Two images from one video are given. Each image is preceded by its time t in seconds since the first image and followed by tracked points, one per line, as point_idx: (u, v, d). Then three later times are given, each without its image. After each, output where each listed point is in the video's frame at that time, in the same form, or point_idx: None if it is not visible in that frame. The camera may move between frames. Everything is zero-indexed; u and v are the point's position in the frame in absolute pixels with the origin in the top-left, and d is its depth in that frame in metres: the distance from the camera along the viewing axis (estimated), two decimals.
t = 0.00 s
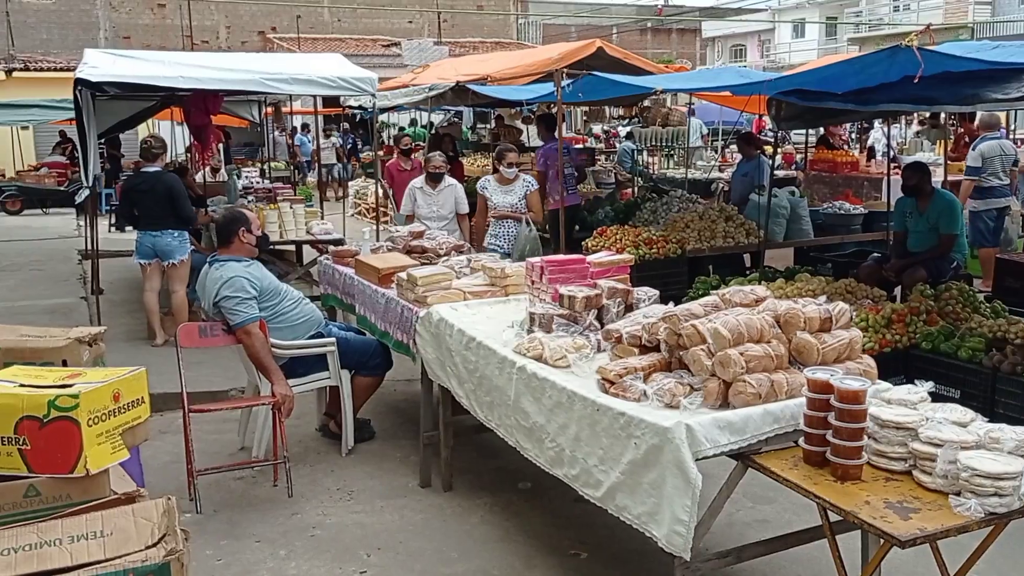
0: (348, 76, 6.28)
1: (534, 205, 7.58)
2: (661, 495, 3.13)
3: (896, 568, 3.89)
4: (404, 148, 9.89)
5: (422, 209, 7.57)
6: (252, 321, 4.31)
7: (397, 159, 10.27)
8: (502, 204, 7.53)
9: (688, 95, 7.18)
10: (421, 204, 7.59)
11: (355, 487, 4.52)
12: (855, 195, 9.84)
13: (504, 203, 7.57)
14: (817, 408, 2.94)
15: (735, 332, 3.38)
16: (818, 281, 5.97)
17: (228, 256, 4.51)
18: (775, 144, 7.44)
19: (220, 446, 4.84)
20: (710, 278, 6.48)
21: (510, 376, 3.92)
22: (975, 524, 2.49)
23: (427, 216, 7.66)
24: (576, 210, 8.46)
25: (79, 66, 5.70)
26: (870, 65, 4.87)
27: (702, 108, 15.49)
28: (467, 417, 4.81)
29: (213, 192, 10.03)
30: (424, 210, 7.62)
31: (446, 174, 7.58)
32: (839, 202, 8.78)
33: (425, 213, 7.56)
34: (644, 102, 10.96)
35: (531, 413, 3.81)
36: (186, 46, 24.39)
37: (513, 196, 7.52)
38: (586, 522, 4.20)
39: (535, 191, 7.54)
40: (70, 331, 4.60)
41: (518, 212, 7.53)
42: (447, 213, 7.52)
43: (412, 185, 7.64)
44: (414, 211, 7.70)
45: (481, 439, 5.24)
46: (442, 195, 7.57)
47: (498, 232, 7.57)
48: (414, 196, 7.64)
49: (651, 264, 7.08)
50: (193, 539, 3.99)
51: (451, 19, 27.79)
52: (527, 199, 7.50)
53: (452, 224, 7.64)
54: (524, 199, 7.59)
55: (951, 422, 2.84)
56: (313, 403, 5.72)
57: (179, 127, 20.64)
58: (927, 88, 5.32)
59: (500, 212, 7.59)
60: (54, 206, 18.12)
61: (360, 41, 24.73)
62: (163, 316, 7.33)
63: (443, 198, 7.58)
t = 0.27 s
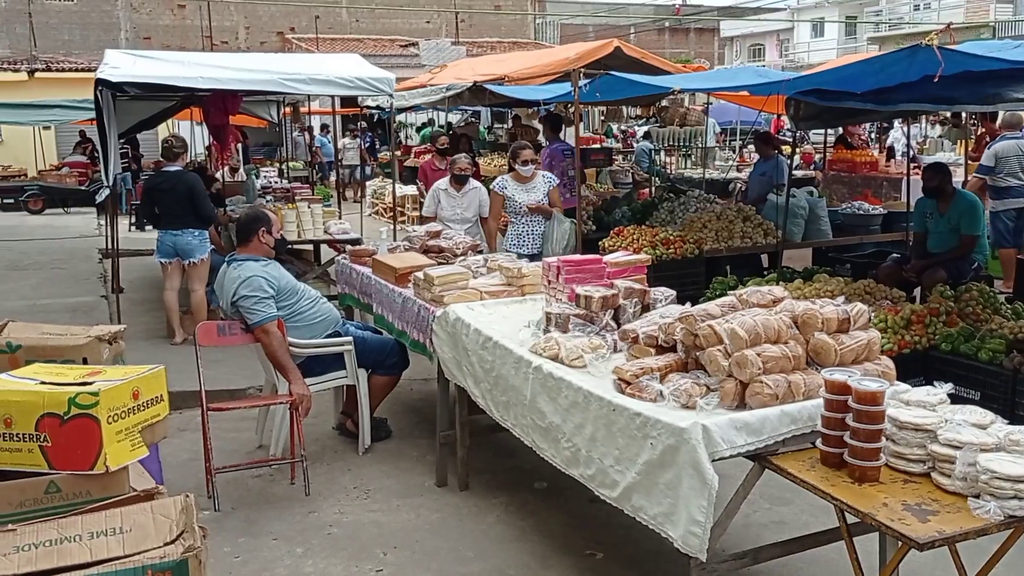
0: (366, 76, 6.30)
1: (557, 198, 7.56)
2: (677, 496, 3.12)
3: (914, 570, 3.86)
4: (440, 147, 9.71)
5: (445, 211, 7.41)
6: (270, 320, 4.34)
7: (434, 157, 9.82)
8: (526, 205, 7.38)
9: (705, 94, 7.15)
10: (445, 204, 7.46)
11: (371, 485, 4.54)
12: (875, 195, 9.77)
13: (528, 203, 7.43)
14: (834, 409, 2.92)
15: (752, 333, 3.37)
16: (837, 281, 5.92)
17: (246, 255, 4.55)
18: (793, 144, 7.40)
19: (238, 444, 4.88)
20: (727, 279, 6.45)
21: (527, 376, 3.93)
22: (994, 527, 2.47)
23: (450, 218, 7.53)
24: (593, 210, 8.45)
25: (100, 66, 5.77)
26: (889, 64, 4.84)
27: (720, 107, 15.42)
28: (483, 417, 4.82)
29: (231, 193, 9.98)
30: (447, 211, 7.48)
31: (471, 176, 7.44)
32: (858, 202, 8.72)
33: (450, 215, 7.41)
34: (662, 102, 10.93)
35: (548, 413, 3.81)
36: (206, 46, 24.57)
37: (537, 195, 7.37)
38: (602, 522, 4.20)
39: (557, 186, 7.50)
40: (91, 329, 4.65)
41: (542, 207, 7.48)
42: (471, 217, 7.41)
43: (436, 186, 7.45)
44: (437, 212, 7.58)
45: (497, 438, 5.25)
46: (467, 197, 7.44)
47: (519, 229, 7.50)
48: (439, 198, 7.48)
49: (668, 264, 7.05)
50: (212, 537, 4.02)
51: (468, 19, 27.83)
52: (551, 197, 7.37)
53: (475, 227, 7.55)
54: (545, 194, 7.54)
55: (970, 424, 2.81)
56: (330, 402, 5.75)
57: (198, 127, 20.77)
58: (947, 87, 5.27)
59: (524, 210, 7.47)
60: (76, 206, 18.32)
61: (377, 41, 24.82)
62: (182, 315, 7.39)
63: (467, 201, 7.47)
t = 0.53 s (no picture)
0: (381, 76, 6.31)
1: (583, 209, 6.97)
2: (692, 497, 3.12)
3: (932, 574, 3.84)
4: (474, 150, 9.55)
5: (472, 210, 6.94)
6: (287, 320, 4.36)
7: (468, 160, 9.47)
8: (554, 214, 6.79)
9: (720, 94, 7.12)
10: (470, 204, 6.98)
11: (386, 484, 4.55)
12: (892, 195, 9.71)
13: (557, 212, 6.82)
14: (851, 410, 2.91)
15: (769, 333, 3.35)
16: (853, 282, 5.89)
17: (263, 255, 4.57)
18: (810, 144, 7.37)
19: (254, 443, 4.90)
20: (742, 279, 6.43)
21: (542, 376, 3.93)
22: (1013, 530, 2.46)
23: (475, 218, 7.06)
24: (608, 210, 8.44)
25: (118, 67, 5.82)
26: (908, 64, 4.81)
27: (736, 107, 15.36)
28: (498, 417, 4.83)
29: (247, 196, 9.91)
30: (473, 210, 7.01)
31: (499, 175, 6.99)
32: (876, 202, 8.66)
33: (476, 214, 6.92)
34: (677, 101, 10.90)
35: (563, 413, 3.81)
36: (223, 47, 24.71)
37: (565, 204, 6.78)
38: (617, 522, 4.19)
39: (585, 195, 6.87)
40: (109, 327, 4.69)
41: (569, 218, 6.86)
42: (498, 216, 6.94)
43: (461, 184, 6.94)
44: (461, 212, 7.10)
45: (512, 438, 5.25)
46: (494, 197, 6.98)
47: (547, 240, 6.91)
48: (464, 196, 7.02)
49: (684, 264, 7.03)
50: (228, 534, 4.04)
51: (484, 19, 27.86)
52: (581, 205, 6.76)
53: (501, 228, 7.06)
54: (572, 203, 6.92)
55: (989, 426, 2.79)
56: (346, 401, 5.77)
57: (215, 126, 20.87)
58: (965, 87, 5.24)
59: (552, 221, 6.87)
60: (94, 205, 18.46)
61: (393, 41, 24.88)
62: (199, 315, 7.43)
63: (493, 201, 7.00)
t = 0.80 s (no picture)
0: (395, 76, 6.31)
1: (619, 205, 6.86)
2: (707, 498, 3.10)
3: None
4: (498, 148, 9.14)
5: (493, 212, 6.76)
6: (300, 319, 4.36)
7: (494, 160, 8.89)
8: (593, 210, 6.60)
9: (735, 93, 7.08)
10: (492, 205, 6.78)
11: (399, 483, 4.56)
12: (908, 195, 9.64)
13: (594, 208, 6.64)
14: (867, 411, 2.88)
15: (784, 334, 3.33)
16: (869, 283, 5.84)
17: (277, 254, 4.57)
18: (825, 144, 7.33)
19: (268, 441, 4.92)
20: (756, 279, 6.41)
21: (556, 376, 3.92)
22: None
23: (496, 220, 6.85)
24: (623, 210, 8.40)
25: (134, 66, 5.84)
26: (925, 63, 4.77)
27: (750, 106, 15.29)
28: (512, 417, 4.82)
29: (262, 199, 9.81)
30: (494, 211, 6.80)
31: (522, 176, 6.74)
32: (892, 202, 8.62)
33: (496, 216, 6.73)
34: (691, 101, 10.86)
35: (576, 413, 3.80)
36: (237, 46, 24.80)
37: (605, 199, 6.63)
38: (630, 523, 4.18)
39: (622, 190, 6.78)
40: (124, 327, 4.71)
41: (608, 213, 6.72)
42: (519, 220, 6.73)
43: (482, 185, 6.79)
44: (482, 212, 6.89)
45: (525, 438, 5.24)
46: (515, 199, 6.74)
47: (581, 238, 6.68)
48: (485, 197, 6.79)
49: (699, 264, 7.01)
50: (242, 533, 4.05)
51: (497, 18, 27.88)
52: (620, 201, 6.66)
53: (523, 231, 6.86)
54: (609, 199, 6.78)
55: (1008, 428, 2.76)
56: (359, 400, 5.78)
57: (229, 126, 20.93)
58: (983, 87, 5.19)
59: (589, 217, 6.66)
60: (109, 204, 18.57)
61: (407, 41, 24.90)
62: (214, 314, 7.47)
63: (515, 203, 6.78)
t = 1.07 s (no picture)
0: (407, 77, 6.34)
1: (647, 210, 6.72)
2: (717, 496, 3.12)
3: None
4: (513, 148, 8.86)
5: (510, 216, 6.77)
6: (312, 318, 4.39)
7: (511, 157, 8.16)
8: (623, 219, 6.48)
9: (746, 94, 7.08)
10: (509, 210, 6.79)
11: (411, 481, 4.58)
12: (920, 196, 9.61)
13: (624, 216, 6.52)
14: (878, 410, 2.89)
15: (794, 333, 3.34)
16: (880, 283, 5.84)
17: (288, 254, 4.61)
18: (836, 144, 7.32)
19: (280, 439, 4.95)
20: (767, 279, 6.42)
21: (566, 375, 3.94)
22: None
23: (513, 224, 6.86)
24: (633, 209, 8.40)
25: (148, 67, 5.90)
26: (936, 63, 4.77)
27: (761, 107, 15.27)
28: (522, 416, 4.84)
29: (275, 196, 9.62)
30: (511, 215, 6.80)
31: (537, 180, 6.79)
32: (903, 203, 8.60)
33: (514, 221, 6.73)
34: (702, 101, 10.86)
35: (587, 412, 3.82)
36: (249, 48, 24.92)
37: (635, 208, 6.49)
38: (640, 522, 4.19)
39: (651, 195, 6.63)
40: (138, 325, 4.76)
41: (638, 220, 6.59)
42: (537, 222, 6.73)
43: (499, 189, 6.77)
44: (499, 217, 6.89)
45: (536, 437, 5.25)
46: (533, 202, 6.76)
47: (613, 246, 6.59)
48: (501, 202, 6.78)
49: (709, 264, 7.02)
50: (255, 530, 4.09)
51: (508, 19, 27.95)
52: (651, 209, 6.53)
53: (540, 234, 6.89)
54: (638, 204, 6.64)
55: (1019, 428, 2.76)
56: (370, 399, 5.81)
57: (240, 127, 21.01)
58: (995, 87, 5.18)
59: (620, 225, 6.54)
60: (123, 204, 18.70)
61: (418, 42, 24.96)
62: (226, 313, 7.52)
63: (532, 206, 6.78)
